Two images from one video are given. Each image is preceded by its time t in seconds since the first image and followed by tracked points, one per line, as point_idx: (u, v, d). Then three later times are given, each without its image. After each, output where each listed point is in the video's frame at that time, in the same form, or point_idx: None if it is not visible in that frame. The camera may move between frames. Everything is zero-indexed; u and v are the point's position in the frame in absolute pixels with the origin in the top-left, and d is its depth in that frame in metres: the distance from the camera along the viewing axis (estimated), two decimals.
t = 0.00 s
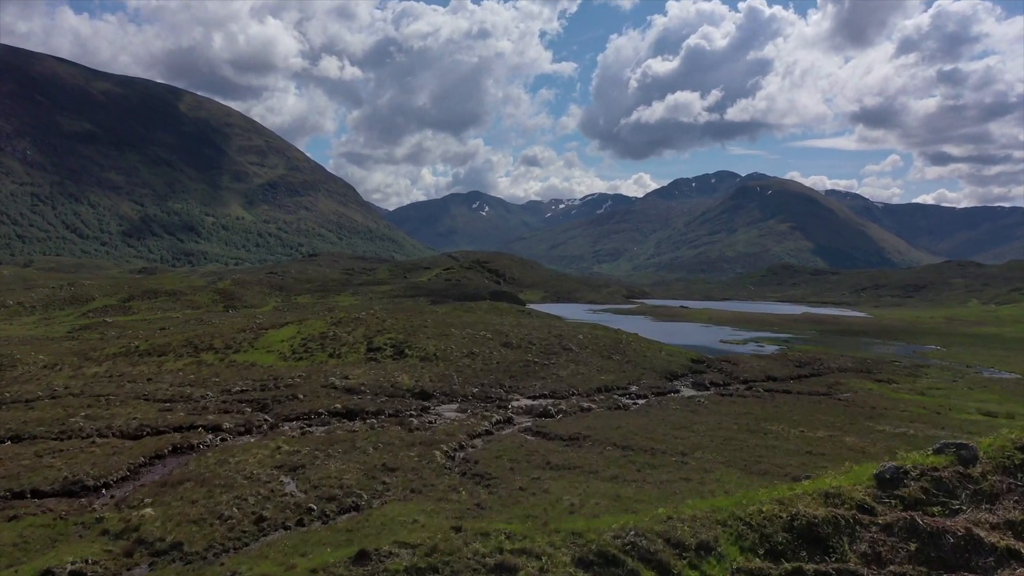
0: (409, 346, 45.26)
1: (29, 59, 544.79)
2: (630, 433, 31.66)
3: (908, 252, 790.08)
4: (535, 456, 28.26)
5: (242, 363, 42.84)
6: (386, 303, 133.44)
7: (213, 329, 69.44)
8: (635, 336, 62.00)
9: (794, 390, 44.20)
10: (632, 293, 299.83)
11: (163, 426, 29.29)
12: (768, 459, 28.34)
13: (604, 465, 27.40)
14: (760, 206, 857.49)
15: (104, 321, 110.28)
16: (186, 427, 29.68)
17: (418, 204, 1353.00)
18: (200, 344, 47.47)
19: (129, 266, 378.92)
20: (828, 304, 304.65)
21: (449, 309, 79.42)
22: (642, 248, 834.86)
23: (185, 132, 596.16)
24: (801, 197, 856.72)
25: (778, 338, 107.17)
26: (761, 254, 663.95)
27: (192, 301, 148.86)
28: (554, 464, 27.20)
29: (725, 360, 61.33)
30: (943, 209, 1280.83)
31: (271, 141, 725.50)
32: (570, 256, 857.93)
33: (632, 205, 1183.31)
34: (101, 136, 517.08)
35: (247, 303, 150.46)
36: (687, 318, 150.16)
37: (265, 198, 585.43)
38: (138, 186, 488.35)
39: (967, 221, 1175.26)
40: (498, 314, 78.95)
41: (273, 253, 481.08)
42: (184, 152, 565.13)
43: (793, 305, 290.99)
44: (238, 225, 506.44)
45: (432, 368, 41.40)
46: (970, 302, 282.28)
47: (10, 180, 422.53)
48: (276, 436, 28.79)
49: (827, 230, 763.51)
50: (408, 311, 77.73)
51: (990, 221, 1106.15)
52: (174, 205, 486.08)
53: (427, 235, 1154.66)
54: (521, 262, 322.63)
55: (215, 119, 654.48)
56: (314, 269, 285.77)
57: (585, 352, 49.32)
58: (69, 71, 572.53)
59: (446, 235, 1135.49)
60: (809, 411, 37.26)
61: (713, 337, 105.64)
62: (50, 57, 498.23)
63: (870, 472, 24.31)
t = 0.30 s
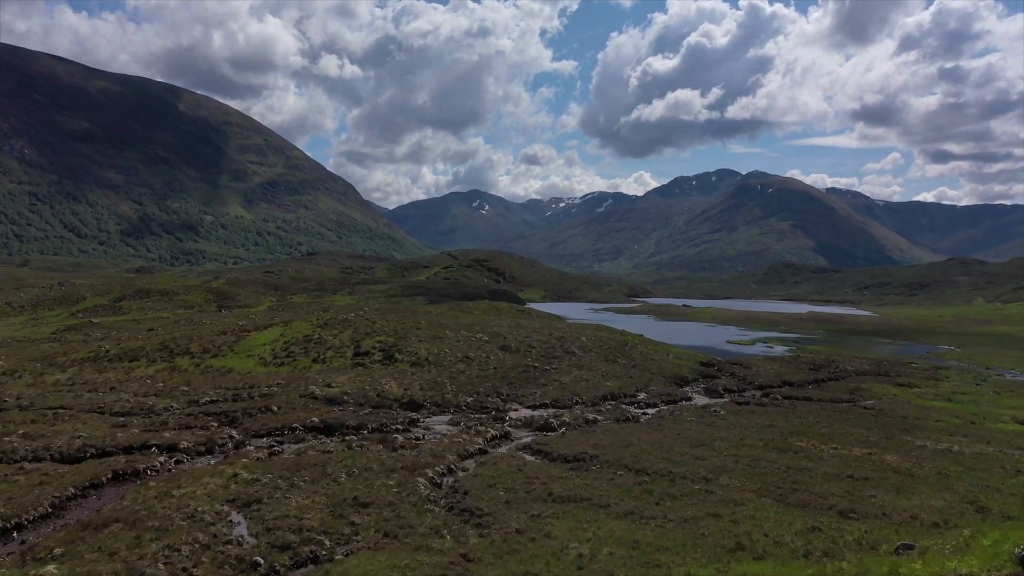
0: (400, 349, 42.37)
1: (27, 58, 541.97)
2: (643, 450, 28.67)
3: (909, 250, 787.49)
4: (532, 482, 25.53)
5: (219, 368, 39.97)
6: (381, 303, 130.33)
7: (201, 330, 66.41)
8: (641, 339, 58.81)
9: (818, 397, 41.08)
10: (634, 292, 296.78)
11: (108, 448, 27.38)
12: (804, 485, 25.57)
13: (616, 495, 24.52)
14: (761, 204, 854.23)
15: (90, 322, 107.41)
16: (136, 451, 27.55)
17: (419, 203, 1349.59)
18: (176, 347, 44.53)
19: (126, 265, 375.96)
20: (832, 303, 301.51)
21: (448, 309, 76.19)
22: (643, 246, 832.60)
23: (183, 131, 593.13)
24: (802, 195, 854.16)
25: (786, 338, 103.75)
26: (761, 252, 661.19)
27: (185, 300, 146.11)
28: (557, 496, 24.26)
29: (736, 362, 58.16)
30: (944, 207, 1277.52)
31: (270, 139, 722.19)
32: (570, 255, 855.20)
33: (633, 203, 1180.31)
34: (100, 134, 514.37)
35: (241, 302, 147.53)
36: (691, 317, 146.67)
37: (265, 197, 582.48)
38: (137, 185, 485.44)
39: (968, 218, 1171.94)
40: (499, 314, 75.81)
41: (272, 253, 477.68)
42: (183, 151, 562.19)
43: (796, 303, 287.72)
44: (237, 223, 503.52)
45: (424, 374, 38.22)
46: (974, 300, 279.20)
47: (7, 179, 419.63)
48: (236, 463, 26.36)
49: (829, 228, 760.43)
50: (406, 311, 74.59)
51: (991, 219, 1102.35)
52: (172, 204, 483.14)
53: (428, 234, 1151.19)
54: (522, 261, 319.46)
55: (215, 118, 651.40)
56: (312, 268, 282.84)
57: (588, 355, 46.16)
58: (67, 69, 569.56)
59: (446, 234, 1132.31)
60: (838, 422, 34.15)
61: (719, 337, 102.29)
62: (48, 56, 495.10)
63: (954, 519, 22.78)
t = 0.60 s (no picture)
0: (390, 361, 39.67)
1: (25, 57, 538.85)
2: (657, 499, 25.50)
3: (911, 248, 784.36)
4: (521, 543, 22.65)
5: (191, 385, 37.23)
6: (378, 305, 127.34)
7: (188, 338, 63.66)
8: (647, 349, 55.64)
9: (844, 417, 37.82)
10: (635, 292, 293.74)
11: (37, 501, 24.57)
12: (846, 546, 22.52)
13: (628, 562, 21.34)
14: (762, 202, 851.14)
15: (77, 327, 104.18)
16: (72, 502, 24.88)
17: (419, 202, 1345.91)
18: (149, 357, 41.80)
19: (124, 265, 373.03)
20: (836, 303, 298.40)
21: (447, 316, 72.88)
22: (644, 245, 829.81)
23: (182, 130, 590.06)
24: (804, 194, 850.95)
25: (797, 343, 99.01)
26: (763, 251, 658.24)
27: (177, 302, 143.21)
28: (559, 566, 21.07)
29: (749, 373, 54.91)
30: (945, 206, 1273.59)
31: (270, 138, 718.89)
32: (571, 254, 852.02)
33: (634, 202, 1176.78)
34: (98, 133, 511.16)
35: (235, 304, 144.40)
36: (696, 320, 142.35)
37: (264, 196, 579.56)
38: (136, 185, 482.31)
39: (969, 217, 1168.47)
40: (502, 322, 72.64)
41: (272, 252, 474.77)
42: (182, 150, 559.13)
43: (799, 304, 284.71)
44: (236, 223, 500.30)
45: (411, 396, 35.07)
46: (979, 300, 276.41)
47: (5, 178, 416.62)
48: (177, 524, 23.38)
49: (830, 226, 757.30)
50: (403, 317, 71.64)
51: (993, 217, 1098.88)
52: (171, 203, 480.29)
53: (428, 233, 1148.25)
54: (522, 260, 316.26)
55: (214, 117, 648.17)
56: (310, 268, 279.44)
57: (593, 369, 42.91)
58: (66, 68, 566.46)
59: (446, 233, 1129.66)
60: (873, 453, 30.91)
61: (727, 342, 98.82)
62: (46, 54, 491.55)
63: None
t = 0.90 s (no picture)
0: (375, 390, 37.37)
1: (23, 56, 535.82)
2: None
3: (912, 247, 781.15)
4: None
5: (156, 417, 34.82)
6: (374, 311, 124.30)
7: (170, 353, 61.10)
8: (653, 367, 52.66)
9: (874, 451, 34.55)
10: (637, 293, 290.66)
11: None
12: None
13: None
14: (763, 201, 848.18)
15: (61, 335, 101.11)
16: None
17: (419, 201, 1342.91)
18: (113, 379, 39.30)
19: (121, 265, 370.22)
20: (839, 305, 295.16)
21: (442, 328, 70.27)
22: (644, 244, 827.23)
23: (182, 129, 587.20)
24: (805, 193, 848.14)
25: (807, 352, 95.25)
26: (763, 250, 655.60)
27: (168, 308, 139.90)
28: None
29: (762, 392, 51.78)
30: (946, 204, 1269.72)
31: (269, 137, 715.84)
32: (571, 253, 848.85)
33: (635, 200, 1173.41)
34: (97, 132, 508.12)
35: (228, 309, 141.30)
36: (699, 326, 138.53)
37: (264, 195, 576.72)
38: (135, 184, 479.04)
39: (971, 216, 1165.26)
40: (499, 335, 69.96)
41: (272, 252, 471.71)
42: (182, 149, 555.94)
43: (803, 305, 281.56)
44: (236, 222, 497.21)
45: (396, 438, 32.38)
46: (984, 301, 273.29)
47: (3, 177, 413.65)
48: None
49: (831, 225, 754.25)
50: (398, 329, 69.16)
51: (993, 216, 1097.12)
52: (170, 203, 477.32)
53: (429, 232, 1145.28)
54: (522, 262, 313.20)
55: (213, 116, 645.04)
56: (309, 269, 276.30)
57: (596, 395, 40.11)
58: (64, 66, 563.30)
59: (447, 232, 1126.60)
60: (916, 507, 27.71)
61: (735, 351, 95.55)
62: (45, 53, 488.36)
63: None
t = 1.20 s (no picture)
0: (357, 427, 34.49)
1: (21, 55, 532.64)
2: None
3: (914, 247, 777.46)
4: None
5: (113, 457, 32.20)
6: (371, 319, 121.07)
7: (152, 370, 58.41)
8: (660, 390, 49.50)
9: (910, 496, 31.33)
10: (639, 295, 287.14)
11: None
12: None
13: None
14: (764, 201, 844.56)
15: (45, 344, 97.88)
16: None
17: (420, 200, 1339.19)
18: (72, 409, 36.69)
19: (119, 265, 366.78)
20: (843, 307, 291.72)
21: (440, 342, 67.15)
22: (645, 244, 823.93)
23: (181, 128, 584.00)
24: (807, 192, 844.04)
25: (817, 362, 91.76)
26: (765, 250, 652.18)
27: (159, 313, 136.60)
28: None
29: (778, 416, 48.33)
30: (947, 204, 1266.16)
31: (269, 136, 712.19)
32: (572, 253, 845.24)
33: (636, 200, 1169.80)
34: (96, 130, 504.41)
35: (220, 315, 137.91)
36: (703, 332, 134.80)
37: (264, 195, 573.51)
38: (134, 184, 476.01)
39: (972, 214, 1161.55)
40: (499, 351, 66.64)
41: (272, 252, 468.27)
42: (182, 149, 552.74)
43: (806, 307, 278.45)
44: (236, 222, 494.22)
45: (374, 493, 29.37)
46: (990, 303, 270.02)
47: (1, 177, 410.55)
48: None
49: (833, 224, 750.27)
50: (393, 344, 66.02)
51: (995, 215, 1093.23)
52: (170, 203, 474.21)
53: (430, 231, 1141.66)
54: (522, 263, 310.00)
55: (212, 115, 641.54)
56: (306, 271, 272.98)
57: (600, 425, 37.14)
58: (63, 65, 560.03)
59: (447, 232, 1123.83)
60: None
61: (744, 362, 92.20)
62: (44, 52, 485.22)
63: None
